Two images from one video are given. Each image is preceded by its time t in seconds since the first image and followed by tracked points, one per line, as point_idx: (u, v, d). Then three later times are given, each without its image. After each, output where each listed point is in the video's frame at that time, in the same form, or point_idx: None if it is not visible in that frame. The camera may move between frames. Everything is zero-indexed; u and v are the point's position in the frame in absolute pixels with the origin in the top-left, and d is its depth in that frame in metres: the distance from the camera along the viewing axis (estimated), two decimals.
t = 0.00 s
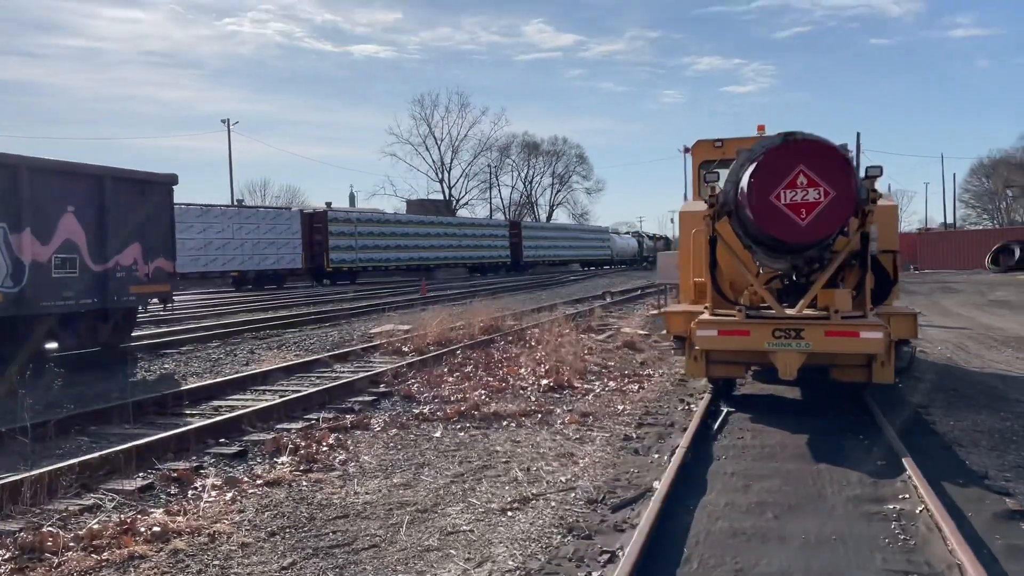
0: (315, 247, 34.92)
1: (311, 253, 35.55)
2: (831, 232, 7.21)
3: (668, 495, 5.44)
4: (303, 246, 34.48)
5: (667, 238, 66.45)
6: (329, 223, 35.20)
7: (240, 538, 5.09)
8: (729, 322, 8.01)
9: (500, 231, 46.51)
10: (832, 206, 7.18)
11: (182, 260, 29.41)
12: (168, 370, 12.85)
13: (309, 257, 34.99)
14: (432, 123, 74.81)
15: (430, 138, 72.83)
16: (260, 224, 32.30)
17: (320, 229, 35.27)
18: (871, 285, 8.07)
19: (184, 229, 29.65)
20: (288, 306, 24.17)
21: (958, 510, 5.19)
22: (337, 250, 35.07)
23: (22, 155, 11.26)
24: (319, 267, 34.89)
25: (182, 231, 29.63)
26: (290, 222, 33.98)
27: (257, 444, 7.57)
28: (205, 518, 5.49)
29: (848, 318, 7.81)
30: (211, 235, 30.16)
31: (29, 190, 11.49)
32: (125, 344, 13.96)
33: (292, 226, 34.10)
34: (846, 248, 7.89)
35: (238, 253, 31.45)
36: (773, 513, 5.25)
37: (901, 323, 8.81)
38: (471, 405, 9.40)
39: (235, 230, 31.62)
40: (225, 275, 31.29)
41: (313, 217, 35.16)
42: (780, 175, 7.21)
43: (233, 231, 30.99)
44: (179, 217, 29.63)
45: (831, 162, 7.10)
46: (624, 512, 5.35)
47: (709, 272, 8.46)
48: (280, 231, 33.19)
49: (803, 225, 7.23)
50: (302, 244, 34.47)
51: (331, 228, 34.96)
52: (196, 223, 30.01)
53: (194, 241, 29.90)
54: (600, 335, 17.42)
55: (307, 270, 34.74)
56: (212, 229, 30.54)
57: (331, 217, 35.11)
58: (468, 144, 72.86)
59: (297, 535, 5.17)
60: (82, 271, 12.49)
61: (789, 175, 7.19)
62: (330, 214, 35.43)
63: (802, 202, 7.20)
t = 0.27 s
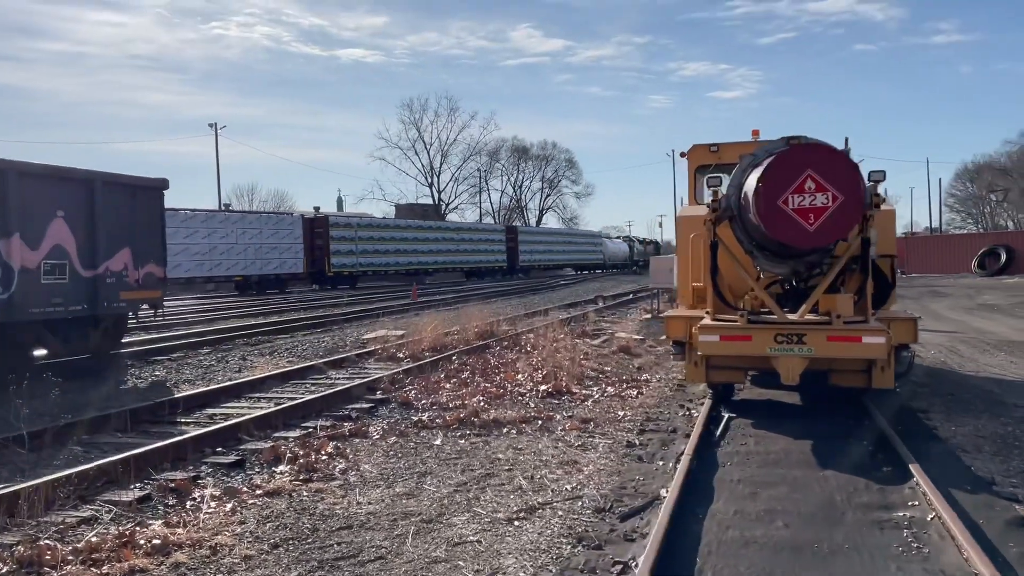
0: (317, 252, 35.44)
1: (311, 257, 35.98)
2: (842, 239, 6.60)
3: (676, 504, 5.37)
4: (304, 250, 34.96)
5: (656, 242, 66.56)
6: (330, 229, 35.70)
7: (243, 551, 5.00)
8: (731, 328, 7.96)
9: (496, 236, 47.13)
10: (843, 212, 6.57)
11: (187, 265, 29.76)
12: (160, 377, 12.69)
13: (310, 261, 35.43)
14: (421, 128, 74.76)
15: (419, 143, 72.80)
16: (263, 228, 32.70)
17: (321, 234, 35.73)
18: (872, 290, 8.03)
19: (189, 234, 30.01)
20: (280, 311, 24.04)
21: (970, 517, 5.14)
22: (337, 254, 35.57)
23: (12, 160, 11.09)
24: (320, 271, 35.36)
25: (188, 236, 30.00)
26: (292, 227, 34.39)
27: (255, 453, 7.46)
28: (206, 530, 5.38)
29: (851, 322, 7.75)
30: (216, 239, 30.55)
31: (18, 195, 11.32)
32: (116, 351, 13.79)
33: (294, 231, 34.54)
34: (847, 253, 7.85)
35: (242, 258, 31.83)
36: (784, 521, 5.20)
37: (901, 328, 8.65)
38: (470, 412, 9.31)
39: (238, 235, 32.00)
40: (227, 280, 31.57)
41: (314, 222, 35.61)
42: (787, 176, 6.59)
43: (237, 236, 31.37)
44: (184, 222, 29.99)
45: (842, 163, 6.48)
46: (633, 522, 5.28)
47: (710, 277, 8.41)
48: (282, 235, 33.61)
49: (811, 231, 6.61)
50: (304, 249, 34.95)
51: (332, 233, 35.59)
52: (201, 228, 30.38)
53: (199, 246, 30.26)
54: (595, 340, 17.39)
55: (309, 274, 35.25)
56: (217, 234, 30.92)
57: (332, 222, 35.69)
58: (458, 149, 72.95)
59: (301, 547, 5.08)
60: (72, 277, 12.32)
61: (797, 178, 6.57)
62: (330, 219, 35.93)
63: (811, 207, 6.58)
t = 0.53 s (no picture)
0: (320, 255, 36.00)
1: (314, 260, 36.62)
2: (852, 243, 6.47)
3: (688, 511, 5.33)
4: (307, 253, 35.49)
5: (648, 245, 66.70)
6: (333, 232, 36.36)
7: (250, 559, 4.93)
8: (737, 331, 7.93)
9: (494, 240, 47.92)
10: (854, 216, 6.45)
11: (195, 267, 30.24)
12: (155, 382, 12.56)
13: (314, 264, 36.10)
14: (409, 130, 74.42)
15: (410, 145, 72.71)
16: (269, 232, 33.25)
17: (324, 238, 36.38)
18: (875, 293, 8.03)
19: (196, 237, 30.52)
20: (273, 314, 23.91)
21: (983, 523, 5.12)
22: (341, 257, 36.28)
23: (10, 162, 10.93)
24: (324, 274, 36.02)
25: (195, 239, 30.51)
26: (295, 231, 34.88)
27: (256, 459, 7.38)
28: (211, 537, 5.30)
29: (855, 327, 7.74)
30: (222, 242, 31.06)
31: (13, 198, 11.13)
32: (110, 355, 13.63)
33: (297, 235, 35.05)
34: (850, 257, 7.85)
35: (248, 260, 32.35)
36: (797, 528, 5.16)
37: (903, 332, 8.61)
38: (471, 416, 9.25)
39: (244, 238, 32.53)
40: (231, 282, 31.97)
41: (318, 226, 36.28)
42: (798, 178, 6.46)
43: (243, 239, 31.89)
44: (191, 225, 30.49)
45: (855, 166, 6.38)
46: (644, 528, 5.23)
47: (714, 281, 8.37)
48: (287, 239, 34.16)
49: (821, 235, 6.48)
50: (307, 253, 35.50)
51: (335, 236, 36.26)
52: (208, 232, 30.90)
53: (206, 249, 30.75)
54: (591, 343, 17.37)
55: (312, 277, 35.79)
56: (223, 237, 31.43)
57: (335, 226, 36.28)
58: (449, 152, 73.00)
59: (309, 555, 5.01)
60: (66, 281, 12.13)
61: (808, 180, 6.45)
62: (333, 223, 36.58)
63: (822, 210, 6.46)
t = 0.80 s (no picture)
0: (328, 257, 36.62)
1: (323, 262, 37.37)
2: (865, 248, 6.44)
3: (702, 517, 5.28)
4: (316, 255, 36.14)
5: (645, 248, 66.73)
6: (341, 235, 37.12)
7: (261, 565, 4.88)
8: (744, 335, 7.89)
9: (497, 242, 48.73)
10: (869, 221, 6.42)
11: (208, 269, 30.90)
12: (155, 385, 12.46)
13: (322, 267, 36.86)
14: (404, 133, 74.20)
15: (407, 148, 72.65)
16: (279, 234, 33.95)
17: (332, 240, 37.12)
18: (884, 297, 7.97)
19: (209, 239, 31.26)
20: (271, 317, 23.81)
21: (1000, 528, 5.09)
22: (349, 260, 37.09)
23: (8, 162, 10.72)
24: (332, 276, 36.77)
25: (208, 241, 31.24)
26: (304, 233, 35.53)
27: (261, 463, 7.30)
28: (220, 543, 5.24)
29: (864, 330, 7.70)
30: (234, 244, 31.77)
31: (13, 199, 10.94)
32: (108, 358, 13.49)
33: (306, 237, 35.72)
34: (860, 259, 7.78)
35: (259, 262, 33.04)
36: (813, 534, 5.12)
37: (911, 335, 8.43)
38: (476, 420, 9.19)
39: (255, 241, 33.15)
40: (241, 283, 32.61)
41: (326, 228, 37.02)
42: (815, 181, 6.38)
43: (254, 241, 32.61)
44: (204, 228, 31.20)
45: (872, 172, 6.32)
46: (659, 534, 5.17)
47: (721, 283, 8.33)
48: (296, 240, 34.84)
49: (835, 239, 6.42)
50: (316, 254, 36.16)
51: (343, 239, 37.01)
52: (220, 234, 31.63)
53: (218, 251, 31.45)
54: (592, 346, 17.35)
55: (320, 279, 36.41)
56: (235, 240, 32.15)
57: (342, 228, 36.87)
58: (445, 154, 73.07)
59: (321, 561, 4.96)
60: (65, 283, 11.97)
61: (824, 183, 6.38)
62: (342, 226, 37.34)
63: (836, 214, 6.40)
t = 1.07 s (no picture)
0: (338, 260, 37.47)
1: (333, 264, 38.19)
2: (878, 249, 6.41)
3: (716, 521, 5.22)
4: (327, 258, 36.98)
5: (644, 251, 66.72)
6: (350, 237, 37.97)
7: (270, 569, 4.82)
8: (752, 337, 7.84)
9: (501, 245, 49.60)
10: (882, 223, 6.38)
11: (222, 270, 31.78)
12: (155, 386, 12.38)
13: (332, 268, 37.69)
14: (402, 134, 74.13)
15: (405, 150, 72.65)
16: (291, 236, 34.92)
17: (342, 243, 37.94)
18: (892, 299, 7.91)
19: (224, 241, 32.22)
20: (271, 318, 23.74)
21: (1017, 533, 5.03)
22: (358, 261, 37.98)
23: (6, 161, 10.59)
24: (342, 278, 37.60)
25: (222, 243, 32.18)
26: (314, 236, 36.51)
27: (266, 465, 7.23)
28: (227, 546, 5.17)
29: (873, 333, 7.64)
30: (248, 246, 32.81)
31: (14, 199, 10.84)
32: (109, 359, 13.38)
33: (316, 239, 36.67)
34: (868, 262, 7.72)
35: (271, 263, 33.98)
36: (827, 538, 5.06)
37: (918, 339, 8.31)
38: (481, 422, 9.13)
39: (267, 242, 34.16)
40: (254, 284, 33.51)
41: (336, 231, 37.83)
42: (829, 181, 6.32)
43: (267, 243, 33.56)
44: (219, 230, 32.16)
45: (887, 173, 6.28)
46: (671, 538, 5.11)
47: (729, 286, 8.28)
48: (307, 243, 35.70)
49: (848, 240, 6.37)
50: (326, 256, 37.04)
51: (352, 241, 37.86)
52: (235, 236, 32.58)
53: (233, 253, 32.41)
54: (593, 348, 17.33)
55: (330, 280, 37.25)
56: (249, 242, 33.11)
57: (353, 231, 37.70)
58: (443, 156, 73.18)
59: (330, 566, 4.90)
60: (65, 283, 11.85)
61: (838, 184, 6.32)
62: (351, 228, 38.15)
63: (851, 215, 6.35)
